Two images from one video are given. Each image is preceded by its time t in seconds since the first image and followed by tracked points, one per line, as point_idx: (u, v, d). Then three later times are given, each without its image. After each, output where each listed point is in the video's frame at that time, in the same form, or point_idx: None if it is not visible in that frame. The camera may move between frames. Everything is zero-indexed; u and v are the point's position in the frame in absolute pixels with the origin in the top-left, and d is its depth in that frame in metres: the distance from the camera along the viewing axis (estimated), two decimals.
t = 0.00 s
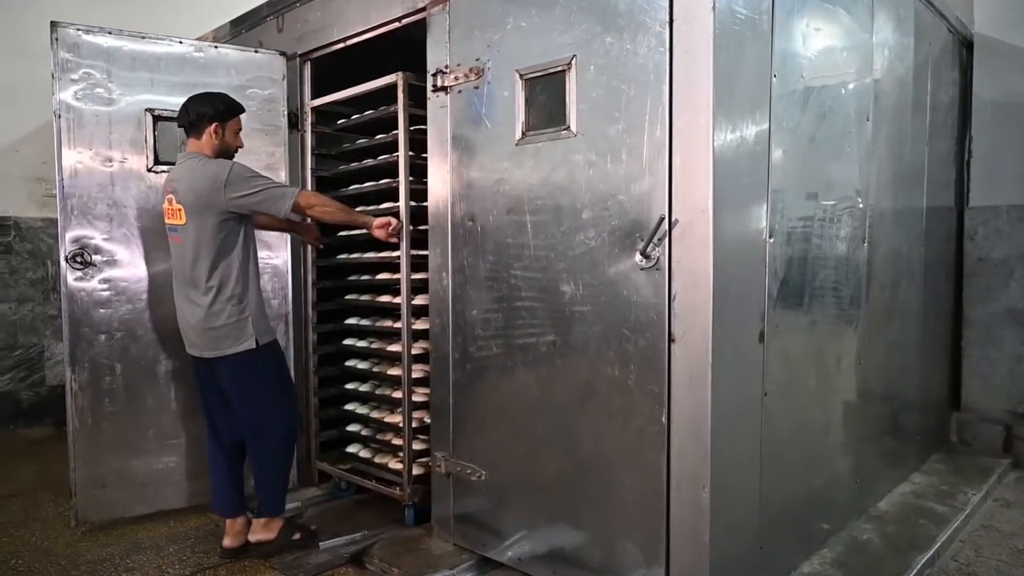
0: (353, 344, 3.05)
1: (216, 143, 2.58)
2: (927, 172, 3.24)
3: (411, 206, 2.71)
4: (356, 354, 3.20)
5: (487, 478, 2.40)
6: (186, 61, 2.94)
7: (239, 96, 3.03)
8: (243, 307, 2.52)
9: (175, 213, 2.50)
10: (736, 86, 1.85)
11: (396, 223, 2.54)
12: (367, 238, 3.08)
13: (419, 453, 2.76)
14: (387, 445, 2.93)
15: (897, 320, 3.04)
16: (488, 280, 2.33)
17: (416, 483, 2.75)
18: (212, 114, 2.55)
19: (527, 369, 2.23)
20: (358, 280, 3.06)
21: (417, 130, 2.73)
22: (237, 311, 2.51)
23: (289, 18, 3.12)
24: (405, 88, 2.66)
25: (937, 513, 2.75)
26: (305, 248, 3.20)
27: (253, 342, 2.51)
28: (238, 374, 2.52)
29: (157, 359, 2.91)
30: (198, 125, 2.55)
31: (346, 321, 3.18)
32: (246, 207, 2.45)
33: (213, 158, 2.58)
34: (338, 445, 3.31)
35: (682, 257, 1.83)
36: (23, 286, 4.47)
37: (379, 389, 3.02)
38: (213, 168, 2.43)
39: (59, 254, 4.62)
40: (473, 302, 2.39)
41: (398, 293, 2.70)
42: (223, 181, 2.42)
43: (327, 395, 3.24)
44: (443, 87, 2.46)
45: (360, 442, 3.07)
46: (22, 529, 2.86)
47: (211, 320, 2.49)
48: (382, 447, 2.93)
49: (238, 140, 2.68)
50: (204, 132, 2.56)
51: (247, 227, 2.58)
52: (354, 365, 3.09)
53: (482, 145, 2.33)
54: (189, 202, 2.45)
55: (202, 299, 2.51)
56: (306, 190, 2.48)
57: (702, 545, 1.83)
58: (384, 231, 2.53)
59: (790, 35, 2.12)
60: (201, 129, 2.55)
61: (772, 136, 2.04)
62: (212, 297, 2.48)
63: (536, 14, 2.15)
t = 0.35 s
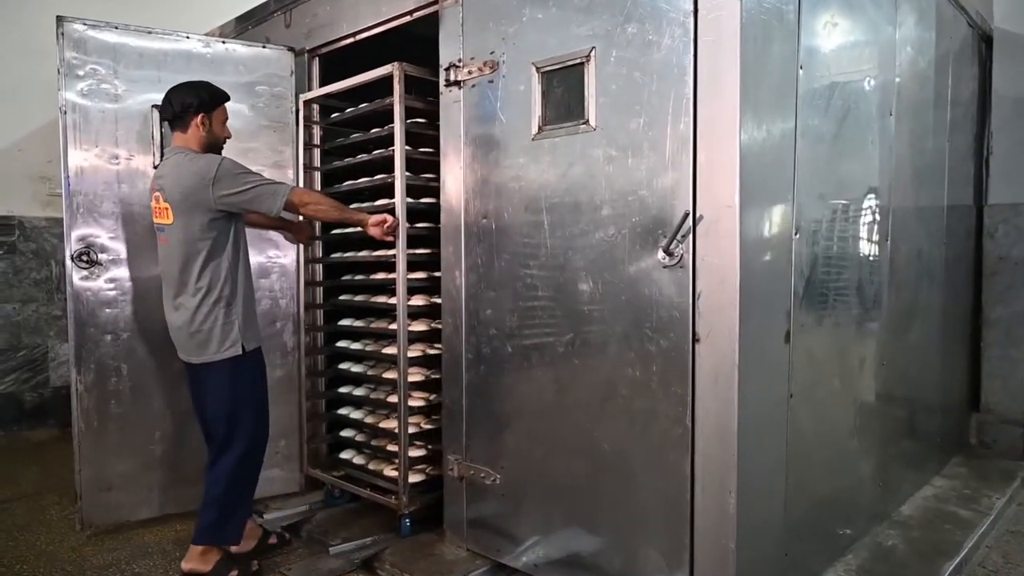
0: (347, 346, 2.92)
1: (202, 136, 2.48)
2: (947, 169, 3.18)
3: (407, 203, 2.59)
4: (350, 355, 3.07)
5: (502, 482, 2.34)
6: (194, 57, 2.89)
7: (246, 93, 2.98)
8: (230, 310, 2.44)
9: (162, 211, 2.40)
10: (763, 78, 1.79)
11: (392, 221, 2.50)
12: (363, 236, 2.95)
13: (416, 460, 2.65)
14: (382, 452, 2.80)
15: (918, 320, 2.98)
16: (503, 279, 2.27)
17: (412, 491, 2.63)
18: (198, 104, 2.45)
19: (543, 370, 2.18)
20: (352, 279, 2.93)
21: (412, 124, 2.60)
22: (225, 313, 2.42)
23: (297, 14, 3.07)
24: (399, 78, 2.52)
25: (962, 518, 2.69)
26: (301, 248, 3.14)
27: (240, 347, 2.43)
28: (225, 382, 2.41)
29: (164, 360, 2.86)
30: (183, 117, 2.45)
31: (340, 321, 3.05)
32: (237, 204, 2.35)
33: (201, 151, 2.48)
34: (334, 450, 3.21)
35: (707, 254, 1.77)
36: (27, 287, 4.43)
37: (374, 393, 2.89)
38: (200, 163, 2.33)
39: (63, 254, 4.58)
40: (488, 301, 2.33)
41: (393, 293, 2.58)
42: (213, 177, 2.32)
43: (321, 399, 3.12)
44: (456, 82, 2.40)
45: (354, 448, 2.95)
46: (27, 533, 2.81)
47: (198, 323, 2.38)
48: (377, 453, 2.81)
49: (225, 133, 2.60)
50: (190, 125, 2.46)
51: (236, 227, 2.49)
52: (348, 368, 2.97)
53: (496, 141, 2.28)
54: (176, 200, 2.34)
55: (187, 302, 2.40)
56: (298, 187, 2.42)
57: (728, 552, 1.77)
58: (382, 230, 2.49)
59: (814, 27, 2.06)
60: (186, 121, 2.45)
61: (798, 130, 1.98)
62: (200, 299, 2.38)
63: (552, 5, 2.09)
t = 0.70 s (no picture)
0: (337, 347, 2.84)
1: (189, 126, 2.44)
2: (965, 164, 3.12)
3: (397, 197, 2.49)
4: (341, 356, 2.99)
5: (514, 482, 2.29)
6: (199, 52, 2.86)
7: (253, 88, 2.95)
8: (210, 309, 2.36)
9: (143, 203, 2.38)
10: (783, 68, 1.74)
11: (381, 215, 2.44)
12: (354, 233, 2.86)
13: (408, 464, 2.57)
14: (373, 456, 2.71)
15: (936, 318, 2.93)
16: (515, 275, 2.23)
17: (403, 496, 2.55)
18: (185, 93, 2.40)
19: (556, 368, 2.13)
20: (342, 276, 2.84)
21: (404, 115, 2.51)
22: (203, 313, 2.33)
23: (303, 8, 3.03)
24: (388, 67, 2.43)
25: (981, 520, 2.64)
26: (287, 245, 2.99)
27: (219, 350, 2.34)
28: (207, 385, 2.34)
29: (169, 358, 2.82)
30: (170, 106, 2.41)
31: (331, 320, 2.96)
32: (218, 197, 2.30)
33: (187, 141, 2.44)
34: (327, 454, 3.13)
35: (726, 249, 1.73)
36: (32, 286, 4.40)
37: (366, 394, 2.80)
38: (180, 155, 2.29)
39: (68, 252, 4.55)
40: (499, 298, 2.29)
41: (383, 292, 2.49)
42: (191, 168, 2.27)
43: (312, 400, 3.03)
44: (466, 75, 2.36)
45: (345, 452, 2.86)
46: (32, 534, 2.78)
47: (176, 321, 2.32)
48: (368, 457, 2.73)
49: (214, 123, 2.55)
50: (177, 114, 2.42)
51: (220, 220, 2.42)
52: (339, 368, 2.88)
53: (508, 135, 2.23)
54: (155, 192, 2.31)
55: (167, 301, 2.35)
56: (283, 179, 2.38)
57: (748, 554, 1.72)
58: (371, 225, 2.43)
59: (834, 16, 2.01)
60: (173, 111, 2.41)
61: (818, 121, 1.93)
62: (177, 296, 2.32)
63: None
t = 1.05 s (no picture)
0: (330, 347, 2.76)
1: (174, 118, 2.34)
2: (987, 159, 3.06)
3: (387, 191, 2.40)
4: (333, 357, 2.91)
5: (529, 483, 2.25)
6: (208, 47, 2.83)
7: (262, 84, 2.92)
8: (193, 306, 2.23)
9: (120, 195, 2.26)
10: (807, 56, 1.69)
11: (369, 209, 2.33)
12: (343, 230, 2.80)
13: (398, 469, 2.47)
14: (363, 460, 2.62)
15: (958, 316, 2.87)
16: (530, 272, 2.19)
17: (393, 503, 2.44)
18: (175, 84, 2.30)
19: (572, 367, 2.09)
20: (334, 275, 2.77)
21: (394, 107, 2.41)
22: (185, 310, 2.21)
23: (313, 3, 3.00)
24: (374, 57, 2.33)
25: (1006, 522, 2.58)
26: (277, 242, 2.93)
27: (204, 350, 2.21)
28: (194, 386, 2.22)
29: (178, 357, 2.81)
30: (156, 95, 2.31)
31: (322, 320, 2.89)
32: (197, 190, 2.18)
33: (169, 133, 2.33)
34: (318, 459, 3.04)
35: (749, 244, 1.68)
36: (40, 284, 4.40)
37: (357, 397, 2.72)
38: (157, 144, 2.15)
39: (76, 251, 4.54)
40: (513, 295, 2.25)
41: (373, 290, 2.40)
42: (169, 160, 2.14)
43: (304, 402, 2.95)
44: (479, 68, 2.32)
45: (336, 456, 2.77)
46: (40, 534, 2.75)
47: (157, 318, 2.20)
48: (358, 462, 2.63)
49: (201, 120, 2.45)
50: (163, 104, 2.31)
51: (202, 214, 2.29)
52: (331, 370, 2.80)
53: (522, 129, 2.19)
54: (131, 184, 2.19)
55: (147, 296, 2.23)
56: (266, 173, 2.27)
57: (772, 557, 1.68)
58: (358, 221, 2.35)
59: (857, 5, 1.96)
60: (158, 101, 2.31)
61: (842, 113, 1.87)
62: (158, 293, 2.19)
63: None
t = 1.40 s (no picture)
0: (326, 350, 2.70)
1: (156, 116, 2.18)
2: None
3: (383, 186, 2.32)
4: (331, 361, 2.84)
5: (550, 489, 2.19)
6: (225, 44, 2.81)
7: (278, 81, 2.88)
8: (173, 307, 2.10)
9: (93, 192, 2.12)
10: (844, 45, 1.61)
11: (364, 206, 2.27)
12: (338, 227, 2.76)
13: (397, 480, 2.39)
14: (361, 468, 2.53)
15: (996, 316, 2.76)
16: (551, 272, 2.13)
17: (391, 514, 2.35)
18: (159, 80, 2.14)
19: (596, 370, 2.03)
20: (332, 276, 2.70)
21: (392, 98, 2.34)
22: (165, 312, 2.08)
23: None
24: (371, 46, 2.27)
25: None
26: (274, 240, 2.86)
27: (184, 353, 2.09)
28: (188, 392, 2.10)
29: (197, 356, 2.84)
30: (138, 89, 2.15)
31: (320, 322, 2.82)
32: (178, 187, 2.05)
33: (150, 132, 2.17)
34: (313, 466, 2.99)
35: (783, 242, 1.60)
36: (61, 283, 4.41)
37: (356, 402, 2.64)
38: (136, 139, 2.03)
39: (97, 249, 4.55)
40: (534, 295, 2.19)
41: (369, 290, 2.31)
42: (148, 155, 2.02)
43: (300, 407, 2.91)
44: (500, 62, 2.26)
45: (333, 463, 2.71)
46: (58, 534, 2.75)
47: (135, 321, 2.07)
48: (356, 469, 2.55)
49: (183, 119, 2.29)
50: (144, 100, 2.16)
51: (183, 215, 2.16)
52: (327, 374, 2.74)
53: (544, 125, 2.13)
54: (107, 179, 2.05)
55: (123, 297, 2.09)
56: (249, 169, 2.15)
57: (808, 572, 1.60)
58: (353, 217, 2.28)
59: None
60: (139, 96, 2.15)
61: (880, 105, 1.78)
62: (135, 294, 2.06)
63: None
